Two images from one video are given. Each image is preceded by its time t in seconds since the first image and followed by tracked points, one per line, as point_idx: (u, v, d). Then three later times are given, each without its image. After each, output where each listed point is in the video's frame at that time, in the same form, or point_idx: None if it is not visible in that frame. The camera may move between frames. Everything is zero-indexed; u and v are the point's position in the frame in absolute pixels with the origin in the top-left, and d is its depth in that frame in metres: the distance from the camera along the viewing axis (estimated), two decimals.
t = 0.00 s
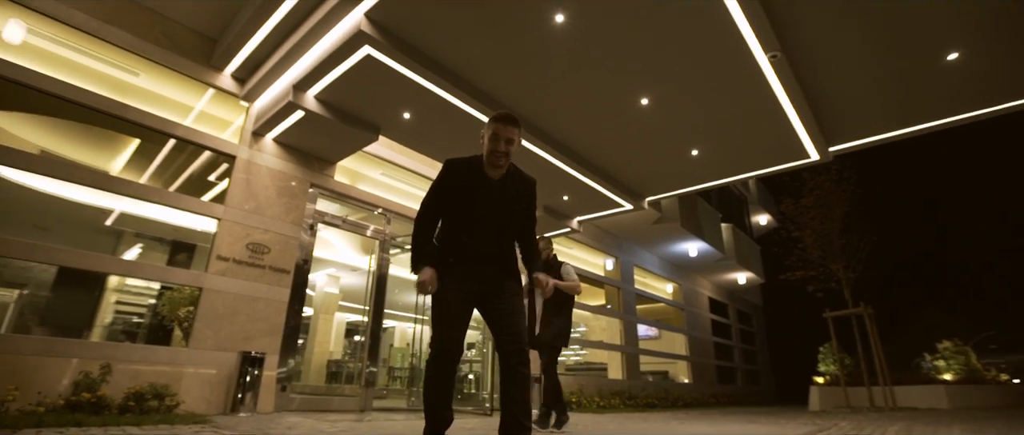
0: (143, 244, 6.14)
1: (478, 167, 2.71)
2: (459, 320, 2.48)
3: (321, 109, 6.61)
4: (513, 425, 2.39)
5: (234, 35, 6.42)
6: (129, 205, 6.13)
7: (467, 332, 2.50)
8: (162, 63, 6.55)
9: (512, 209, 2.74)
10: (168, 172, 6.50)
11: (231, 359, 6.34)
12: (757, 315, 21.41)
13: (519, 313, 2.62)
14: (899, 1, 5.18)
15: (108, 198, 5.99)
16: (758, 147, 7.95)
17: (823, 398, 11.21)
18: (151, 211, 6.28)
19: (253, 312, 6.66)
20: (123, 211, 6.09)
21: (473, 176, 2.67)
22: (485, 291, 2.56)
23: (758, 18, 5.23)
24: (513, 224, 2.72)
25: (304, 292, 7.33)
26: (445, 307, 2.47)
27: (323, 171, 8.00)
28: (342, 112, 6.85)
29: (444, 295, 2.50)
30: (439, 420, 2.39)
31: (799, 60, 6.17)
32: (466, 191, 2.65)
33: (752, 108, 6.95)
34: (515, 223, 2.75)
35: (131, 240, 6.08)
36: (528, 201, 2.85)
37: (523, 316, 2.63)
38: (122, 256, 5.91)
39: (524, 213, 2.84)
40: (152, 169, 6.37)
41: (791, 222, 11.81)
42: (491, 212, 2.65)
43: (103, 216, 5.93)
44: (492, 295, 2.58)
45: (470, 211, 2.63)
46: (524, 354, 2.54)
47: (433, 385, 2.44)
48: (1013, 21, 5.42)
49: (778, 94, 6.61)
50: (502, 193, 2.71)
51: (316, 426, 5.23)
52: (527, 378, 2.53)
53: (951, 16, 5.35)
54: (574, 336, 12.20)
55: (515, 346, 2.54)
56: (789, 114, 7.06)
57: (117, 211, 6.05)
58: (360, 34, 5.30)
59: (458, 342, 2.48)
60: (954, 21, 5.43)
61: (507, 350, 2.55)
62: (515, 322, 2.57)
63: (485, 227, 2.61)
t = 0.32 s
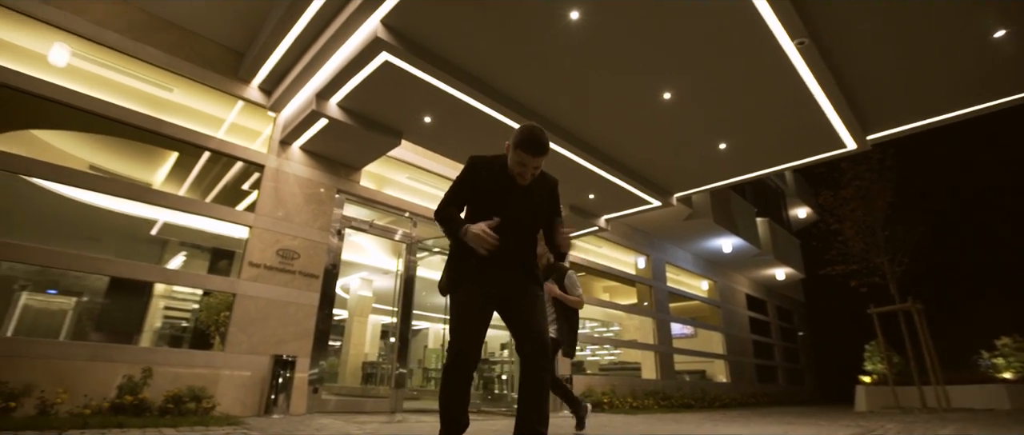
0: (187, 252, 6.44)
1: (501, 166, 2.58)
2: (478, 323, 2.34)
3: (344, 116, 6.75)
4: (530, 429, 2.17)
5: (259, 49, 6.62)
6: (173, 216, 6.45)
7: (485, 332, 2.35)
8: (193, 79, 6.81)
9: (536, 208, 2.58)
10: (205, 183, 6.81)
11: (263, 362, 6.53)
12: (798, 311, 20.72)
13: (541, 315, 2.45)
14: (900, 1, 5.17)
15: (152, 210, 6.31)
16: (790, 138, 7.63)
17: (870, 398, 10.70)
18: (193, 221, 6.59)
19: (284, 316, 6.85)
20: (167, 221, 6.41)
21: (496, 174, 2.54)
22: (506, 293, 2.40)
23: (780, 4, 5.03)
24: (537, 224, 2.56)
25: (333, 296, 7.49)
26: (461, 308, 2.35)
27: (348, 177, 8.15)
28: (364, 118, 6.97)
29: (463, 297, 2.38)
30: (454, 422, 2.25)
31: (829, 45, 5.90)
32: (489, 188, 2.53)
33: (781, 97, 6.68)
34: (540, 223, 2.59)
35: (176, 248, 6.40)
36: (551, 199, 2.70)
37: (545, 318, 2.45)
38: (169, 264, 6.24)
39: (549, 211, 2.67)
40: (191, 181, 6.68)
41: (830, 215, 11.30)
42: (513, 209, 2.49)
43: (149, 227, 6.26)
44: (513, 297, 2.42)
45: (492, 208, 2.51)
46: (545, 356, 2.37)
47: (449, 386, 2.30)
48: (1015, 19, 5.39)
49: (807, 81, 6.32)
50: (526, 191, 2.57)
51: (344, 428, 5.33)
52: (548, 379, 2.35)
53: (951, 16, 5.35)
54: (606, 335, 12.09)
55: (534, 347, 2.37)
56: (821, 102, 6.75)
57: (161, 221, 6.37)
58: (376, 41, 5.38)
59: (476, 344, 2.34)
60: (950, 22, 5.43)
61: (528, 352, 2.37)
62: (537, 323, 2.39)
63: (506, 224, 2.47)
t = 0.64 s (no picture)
0: (223, 258, 6.73)
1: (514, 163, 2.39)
2: (490, 325, 2.19)
3: (363, 120, 6.86)
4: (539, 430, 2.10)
5: (280, 58, 6.80)
6: (207, 223, 6.72)
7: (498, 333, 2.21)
8: (219, 89, 7.05)
9: (552, 207, 2.38)
10: (236, 191, 7.05)
11: (292, 363, 6.72)
12: (836, 307, 20.06)
13: (556, 316, 2.29)
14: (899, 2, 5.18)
15: (187, 218, 6.58)
16: (818, 128, 7.36)
17: (914, 397, 10.24)
18: (226, 228, 6.84)
19: (311, 318, 7.03)
20: (202, 228, 6.68)
21: (506, 171, 2.34)
22: (518, 293, 2.27)
23: None
24: (552, 222, 2.37)
25: (358, 298, 7.64)
26: (470, 309, 2.20)
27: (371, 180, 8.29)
28: (384, 122, 7.07)
29: (473, 299, 2.23)
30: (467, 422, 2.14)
31: (856, 30, 5.66)
32: (500, 186, 2.31)
33: (807, 87, 6.45)
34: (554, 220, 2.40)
35: (213, 254, 6.68)
36: (569, 196, 2.49)
37: (559, 319, 2.29)
38: (206, 270, 6.53)
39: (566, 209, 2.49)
40: (222, 190, 6.93)
41: (866, 206, 10.85)
42: (526, 206, 2.30)
43: (186, 234, 6.53)
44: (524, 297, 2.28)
45: (504, 206, 2.29)
46: (559, 358, 2.19)
47: (460, 386, 2.16)
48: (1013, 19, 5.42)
49: (835, 68, 6.07)
50: (541, 190, 2.36)
51: (368, 428, 5.42)
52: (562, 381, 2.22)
53: (950, 18, 5.38)
54: (636, 334, 11.98)
55: (549, 348, 2.20)
56: (849, 91, 6.49)
57: (197, 228, 6.65)
58: (390, 47, 5.45)
59: (487, 347, 2.18)
60: (979, 6, 5.21)
61: (541, 354, 2.20)
62: (550, 324, 2.22)
63: (517, 222, 2.29)
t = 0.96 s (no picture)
0: (257, 263, 6.97)
1: (513, 161, 2.38)
2: (495, 325, 2.15)
3: (383, 125, 7.00)
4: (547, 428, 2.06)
5: (302, 67, 7.00)
6: (241, 229, 6.98)
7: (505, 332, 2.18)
8: (246, 100, 7.30)
9: (552, 205, 2.38)
10: (265, 197, 7.29)
11: (319, 364, 6.90)
12: (876, 303, 19.32)
13: (562, 314, 2.23)
14: None
15: (222, 225, 6.86)
16: (847, 117, 7.10)
17: (962, 396, 9.74)
18: (259, 233, 7.09)
19: (337, 320, 7.21)
20: (236, 234, 6.95)
21: (506, 170, 2.34)
22: (523, 291, 2.23)
23: None
24: (553, 220, 2.37)
25: (382, 299, 7.78)
26: (477, 309, 2.18)
27: (392, 183, 8.43)
28: (403, 126, 7.19)
29: (478, 299, 2.21)
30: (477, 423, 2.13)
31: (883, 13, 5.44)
32: (503, 185, 2.32)
33: (832, 74, 6.23)
34: (556, 217, 2.39)
35: (247, 259, 6.93)
36: (568, 196, 2.49)
37: (565, 317, 2.23)
38: (242, 275, 6.78)
39: (566, 208, 2.48)
40: (252, 197, 7.18)
41: (904, 197, 10.39)
42: (527, 204, 2.31)
43: (221, 240, 6.81)
44: (529, 295, 2.24)
45: (506, 205, 2.30)
46: (566, 355, 2.14)
47: (469, 384, 2.16)
48: None
49: (861, 54, 5.84)
50: (541, 187, 2.37)
51: (391, 426, 5.52)
52: (568, 379, 2.16)
53: (958, 14, 5.40)
54: (666, 333, 11.82)
55: (553, 346, 2.14)
56: (879, 76, 6.23)
57: (231, 234, 6.91)
58: (406, 51, 5.54)
59: (493, 347, 2.14)
60: None
61: (546, 353, 2.14)
62: (555, 322, 2.17)
63: (520, 220, 2.29)
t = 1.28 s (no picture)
0: (288, 267, 7.19)
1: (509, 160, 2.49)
2: (495, 322, 2.19)
3: (402, 129, 7.12)
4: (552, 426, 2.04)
5: (323, 75, 7.18)
6: (273, 235, 7.23)
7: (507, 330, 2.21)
8: (271, 109, 7.55)
9: (548, 199, 2.43)
10: (294, 203, 7.52)
11: (346, 365, 7.07)
12: (920, 297, 18.50)
13: (560, 311, 2.23)
14: None
15: (254, 231, 7.10)
16: (877, 104, 6.82)
17: (1013, 395, 9.22)
18: (289, 239, 7.32)
19: (363, 321, 7.38)
20: (268, 239, 7.19)
21: (503, 169, 2.44)
22: (523, 288, 2.26)
23: None
24: (549, 213, 2.40)
25: (406, 301, 7.91)
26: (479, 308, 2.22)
27: (413, 186, 8.55)
28: (421, 130, 7.29)
29: (479, 297, 2.27)
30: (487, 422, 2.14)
31: None
32: (500, 184, 2.42)
33: (858, 61, 6.01)
34: (553, 211, 2.43)
35: (279, 264, 7.17)
36: (566, 192, 2.53)
37: (563, 315, 2.24)
38: (275, 279, 7.01)
39: (563, 203, 2.51)
40: (281, 203, 7.42)
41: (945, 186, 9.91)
42: (525, 201, 2.38)
43: (254, 246, 7.06)
44: (528, 292, 2.27)
45: (504, 203, 2.38)
46: (566, 353, 2.13)
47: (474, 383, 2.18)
48: None
49: (889, 39, 5.61)
50: (537, 184, 2.44)
51: (415, 426, 5.61)
52: (569, 376, 2.15)
53: None
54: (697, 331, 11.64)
55: (550, 344, 2.15)
56: (909, 61, 5.98)
57: (264, 240, 7.16)
58: (420, 56, 5.63)
59: (494, 345, 2.17)
60: None
61: (545, 351, 2.15)
62: (553, 319, 2.18)
63: (519, 217, 2.34)
